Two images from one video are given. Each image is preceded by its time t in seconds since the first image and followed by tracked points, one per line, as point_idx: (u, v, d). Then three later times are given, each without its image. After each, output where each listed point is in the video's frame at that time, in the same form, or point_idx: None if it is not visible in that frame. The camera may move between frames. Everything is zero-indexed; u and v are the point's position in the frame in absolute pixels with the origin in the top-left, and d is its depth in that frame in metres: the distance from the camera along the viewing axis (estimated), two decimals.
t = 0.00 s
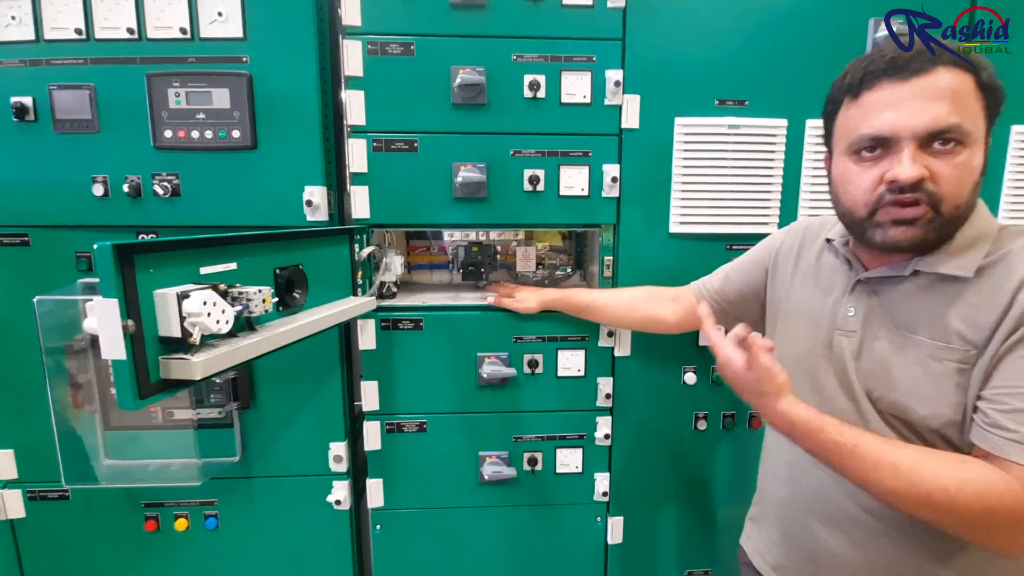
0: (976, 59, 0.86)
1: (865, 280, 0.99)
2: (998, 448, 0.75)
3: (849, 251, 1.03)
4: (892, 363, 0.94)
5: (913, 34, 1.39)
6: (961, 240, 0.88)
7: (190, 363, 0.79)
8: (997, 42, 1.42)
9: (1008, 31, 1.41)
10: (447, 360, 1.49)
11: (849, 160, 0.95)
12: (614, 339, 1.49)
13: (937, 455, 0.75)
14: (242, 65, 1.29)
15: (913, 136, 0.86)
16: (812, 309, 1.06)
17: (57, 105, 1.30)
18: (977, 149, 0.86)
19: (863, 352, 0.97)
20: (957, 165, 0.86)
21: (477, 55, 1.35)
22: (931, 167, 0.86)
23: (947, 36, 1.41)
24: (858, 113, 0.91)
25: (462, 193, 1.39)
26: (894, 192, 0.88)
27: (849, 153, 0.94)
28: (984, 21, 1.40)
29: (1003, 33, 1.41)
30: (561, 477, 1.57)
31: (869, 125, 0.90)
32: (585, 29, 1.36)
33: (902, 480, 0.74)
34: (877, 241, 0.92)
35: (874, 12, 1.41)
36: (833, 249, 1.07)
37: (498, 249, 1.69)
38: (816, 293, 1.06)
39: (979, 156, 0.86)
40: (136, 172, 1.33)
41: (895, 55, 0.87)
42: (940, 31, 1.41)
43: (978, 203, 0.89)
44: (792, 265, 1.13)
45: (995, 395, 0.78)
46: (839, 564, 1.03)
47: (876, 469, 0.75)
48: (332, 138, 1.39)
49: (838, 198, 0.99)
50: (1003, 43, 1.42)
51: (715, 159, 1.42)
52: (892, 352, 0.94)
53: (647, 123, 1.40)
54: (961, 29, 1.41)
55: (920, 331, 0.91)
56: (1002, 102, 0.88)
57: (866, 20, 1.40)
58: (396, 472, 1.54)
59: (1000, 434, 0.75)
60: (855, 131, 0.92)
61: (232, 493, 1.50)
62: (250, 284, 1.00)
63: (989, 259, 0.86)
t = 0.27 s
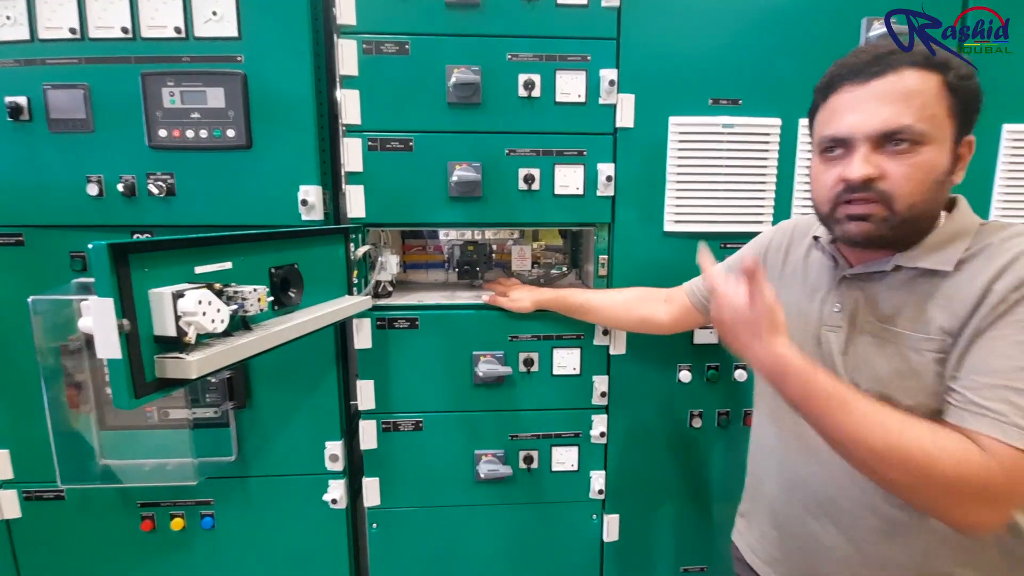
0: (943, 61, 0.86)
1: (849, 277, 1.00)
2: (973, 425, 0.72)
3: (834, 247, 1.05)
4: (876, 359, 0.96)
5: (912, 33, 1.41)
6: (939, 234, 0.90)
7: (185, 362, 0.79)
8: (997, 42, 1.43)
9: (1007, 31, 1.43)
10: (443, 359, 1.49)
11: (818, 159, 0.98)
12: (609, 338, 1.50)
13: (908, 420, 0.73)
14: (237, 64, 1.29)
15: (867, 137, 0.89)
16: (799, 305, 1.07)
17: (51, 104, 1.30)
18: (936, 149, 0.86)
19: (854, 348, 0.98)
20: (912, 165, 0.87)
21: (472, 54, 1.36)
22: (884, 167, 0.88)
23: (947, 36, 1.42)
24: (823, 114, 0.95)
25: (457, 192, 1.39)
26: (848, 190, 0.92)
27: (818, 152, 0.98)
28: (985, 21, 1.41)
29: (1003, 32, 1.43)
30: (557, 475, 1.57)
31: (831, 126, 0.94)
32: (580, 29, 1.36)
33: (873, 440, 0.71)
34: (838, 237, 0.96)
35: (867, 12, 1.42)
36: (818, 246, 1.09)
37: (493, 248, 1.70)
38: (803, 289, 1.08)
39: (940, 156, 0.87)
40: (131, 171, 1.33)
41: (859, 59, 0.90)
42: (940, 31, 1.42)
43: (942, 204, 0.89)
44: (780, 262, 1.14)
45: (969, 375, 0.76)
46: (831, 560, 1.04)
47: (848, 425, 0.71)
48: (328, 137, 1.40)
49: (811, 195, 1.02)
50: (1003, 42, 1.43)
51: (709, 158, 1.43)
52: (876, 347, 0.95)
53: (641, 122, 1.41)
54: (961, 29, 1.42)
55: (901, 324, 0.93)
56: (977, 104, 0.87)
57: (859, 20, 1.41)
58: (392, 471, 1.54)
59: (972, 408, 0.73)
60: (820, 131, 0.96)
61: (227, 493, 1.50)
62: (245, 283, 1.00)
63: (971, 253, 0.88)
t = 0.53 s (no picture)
0: (943, 69, 0.90)
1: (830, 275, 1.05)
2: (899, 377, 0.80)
3: (818, 248, 1.10)
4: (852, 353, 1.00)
5: (912, 33, 1.44)
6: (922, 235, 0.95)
7: (183, 362, 0.80)
8: (997, 42, 1.45)
9: (1008, 32, 1.45)
10: (438, 358, 1.50)
11: (824, 160, 0.98)
12: (603, 337, 1.51)
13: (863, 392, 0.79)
14: (232, 66, 1.29)
15: (886, 140, 0.90)
16: (785, 301, 1.12)
17: (46, 106, 1.30)
18: (940, 154, 0.91)
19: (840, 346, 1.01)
20: (921, 168, 0.90)
21: (467, 56, 1.37)
22: (899, 169, 0.90)
23: (946, 36, 1.45)
24: (834, 114, 0.95)
25: (452, 193, 1.40)
26: (864, 192, 0.92)
27: (823, 153, 0.98)
28: (985, 21, 1.44)
29: (1003, 32, 1.45)
30: (551, 474, 1.59)
31: (844, 126, 0.93)
32: (573, 31, 1.38)
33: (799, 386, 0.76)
34: (846, 238, 0.96)
35: (857, 15, 1.44)
36: (804, 246, 1.15)
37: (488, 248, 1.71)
38: (788, 286, 1.12)
39: (942, 160, 0.91)
40: (126, 173, 1.33)
41: (872, 61, 0.90)
42: (939, 31, 1.45)
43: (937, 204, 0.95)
44: (768, 262, 1.19)
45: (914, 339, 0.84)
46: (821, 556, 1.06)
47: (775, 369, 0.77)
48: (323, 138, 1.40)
49: (812, 195, 1.02)
50: (1003, 43, 1.46)
51: (701, 160, 1.44)
52: (854, 342, 0.99)
53: (634, 123, 1.42)
54: (961, 29, 1.45)
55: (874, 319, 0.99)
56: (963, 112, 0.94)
57: (849, 23, 1.43)
58: (388, 470, 1.55)
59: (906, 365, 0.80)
60: (830, 131, 0.96)
61: (224, 493, 1.51)
62: (242, 284, 1.01)
63: (943, 251, 0.92)
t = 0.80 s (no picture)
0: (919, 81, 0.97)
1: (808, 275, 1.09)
2: (880, 382, 0.85)
3: (795, 247, 1.14)
4: (834, 351, 1.03)
5: (912, 33, 1.49)
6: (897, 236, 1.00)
7: (179, 360, 0.81)
8: (997, 42, 1.51)
9: (1007, 32, 1.51)
10: (429, 357, 1.52)
11: (818, 165, 1.01)
12: (591, 335, 1.54)
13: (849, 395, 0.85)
14: (224, 67, 1.30)
15: (883, 145, 0.95)
16: (763, 300, 1.16)
17: (36, 106, 1.30)
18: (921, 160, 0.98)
19: (818, 343, 1.05)
20: (909, 173, 0.96)
21: (458, 59, 1.39)
22: (894, 174, 0.95)
23: (947, 36, 1.49)
24: (830, 121, 0.97)
25: (443, 194, 1.42)
26: (865, 196, 0.95)
27: (817, 158, 1.00)
28: (984, 21, 1.50)
29: (1003, 33, 1.51)
30: (541, 470, 1.61)
31: (842, 133, 0.96)
32: (562, 35, 1.40)
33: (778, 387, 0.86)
34: (845, 239, 0.99)
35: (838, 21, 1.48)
36: (781, 245, 1.18)
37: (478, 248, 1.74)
38: (767, 284, 1.16)
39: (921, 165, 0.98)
40: (118, 173, 1.34)
41: (866, 71, 0.94)
42: (939, 31, 1.50)
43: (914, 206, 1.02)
44: (748, 261, 1.23)
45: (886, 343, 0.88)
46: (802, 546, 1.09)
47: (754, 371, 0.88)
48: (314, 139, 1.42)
49: (803, 200, 1.05)
50: (1003, 43, 1.52)
51: (687, 162, 1.48)
52: (835, 339, 1.02)
53: (621, 126, 1.45)
54: (961, 29, 1.50)
55: (849, 314, 1.02)
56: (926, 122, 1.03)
57: (829, 29, 1.47)
58: (379, 467, 1.57)
59: (883, 369, 0.85)
60: (827, 138, 0.98)
61: (216, 491, 1.52)
62: (236, 283, 1.03)
63: (913, 251, 0.97)
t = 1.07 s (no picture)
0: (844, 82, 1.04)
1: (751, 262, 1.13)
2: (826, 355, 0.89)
3: (737, 236, 1.19)
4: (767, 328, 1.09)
5: (912, 33, 1.61)
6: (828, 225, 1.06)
7: (121, 346, 0.79)
8: (997, 42, 1.65)
9: (1006, 32, 1.65)
10: (385, 348, 1.51)
11: (757, 160, 1.05)
12: (547, 325, 1.57)
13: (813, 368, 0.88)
14: (170, 49, 1.26)
15: (815, 141, 1.00)
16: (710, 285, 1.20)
17: None
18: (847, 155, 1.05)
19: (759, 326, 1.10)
20: (838, 167, 1.03)
21: (414, 48, 1.39)
22: (825, 167, 1.01)
23: (946, 35, 1.62)
24: (766, 118, 1.02)
25: (399, 184, 1.42)
26: (800, 188, 1.01)
27: (756, 152, 1.05)
28: (984, 21, 1.64)
29: (1003, 33, 1.65)
30: (499, 460, 1.63)
31: (778, 128, 1.01)
32: (518, 28, 1.42)
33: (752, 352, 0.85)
34: (782, 229, 1.04)
35: (781, 23, 1.55)
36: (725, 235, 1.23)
37: (435, 240, 1.75)
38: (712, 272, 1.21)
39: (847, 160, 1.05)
40: (54, 157, 1.27)
41: (798, 71, 1.00)
42: (939, 31, 1.62)
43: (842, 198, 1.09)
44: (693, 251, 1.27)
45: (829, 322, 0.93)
46: (744, 521, 1.15)
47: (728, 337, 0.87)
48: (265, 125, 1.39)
49: (742, 193, 1.10)
50: (1003, 43, 1.66)
51: (639, 155, 1.52)
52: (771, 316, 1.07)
53: (577, 119, 1.48)
54: (961, 29, 1.63)
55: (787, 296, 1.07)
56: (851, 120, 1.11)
57: (773, 31, 1.54)
58: (335, 461, 1.54)
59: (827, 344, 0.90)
60: (764, 134, 1.03)
61: (161, 490, 1.46)
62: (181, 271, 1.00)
63: (843, 240, 1.04)
